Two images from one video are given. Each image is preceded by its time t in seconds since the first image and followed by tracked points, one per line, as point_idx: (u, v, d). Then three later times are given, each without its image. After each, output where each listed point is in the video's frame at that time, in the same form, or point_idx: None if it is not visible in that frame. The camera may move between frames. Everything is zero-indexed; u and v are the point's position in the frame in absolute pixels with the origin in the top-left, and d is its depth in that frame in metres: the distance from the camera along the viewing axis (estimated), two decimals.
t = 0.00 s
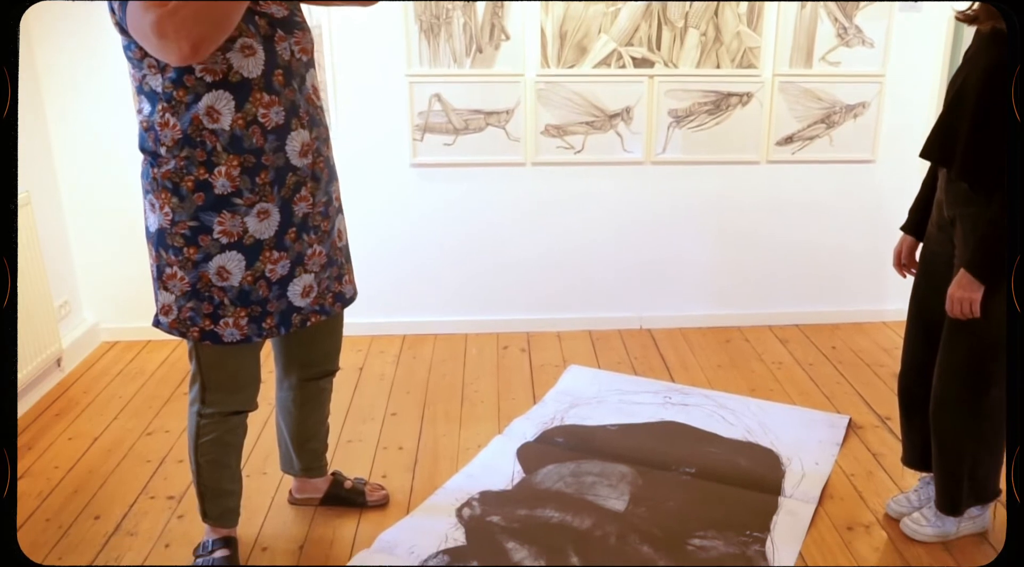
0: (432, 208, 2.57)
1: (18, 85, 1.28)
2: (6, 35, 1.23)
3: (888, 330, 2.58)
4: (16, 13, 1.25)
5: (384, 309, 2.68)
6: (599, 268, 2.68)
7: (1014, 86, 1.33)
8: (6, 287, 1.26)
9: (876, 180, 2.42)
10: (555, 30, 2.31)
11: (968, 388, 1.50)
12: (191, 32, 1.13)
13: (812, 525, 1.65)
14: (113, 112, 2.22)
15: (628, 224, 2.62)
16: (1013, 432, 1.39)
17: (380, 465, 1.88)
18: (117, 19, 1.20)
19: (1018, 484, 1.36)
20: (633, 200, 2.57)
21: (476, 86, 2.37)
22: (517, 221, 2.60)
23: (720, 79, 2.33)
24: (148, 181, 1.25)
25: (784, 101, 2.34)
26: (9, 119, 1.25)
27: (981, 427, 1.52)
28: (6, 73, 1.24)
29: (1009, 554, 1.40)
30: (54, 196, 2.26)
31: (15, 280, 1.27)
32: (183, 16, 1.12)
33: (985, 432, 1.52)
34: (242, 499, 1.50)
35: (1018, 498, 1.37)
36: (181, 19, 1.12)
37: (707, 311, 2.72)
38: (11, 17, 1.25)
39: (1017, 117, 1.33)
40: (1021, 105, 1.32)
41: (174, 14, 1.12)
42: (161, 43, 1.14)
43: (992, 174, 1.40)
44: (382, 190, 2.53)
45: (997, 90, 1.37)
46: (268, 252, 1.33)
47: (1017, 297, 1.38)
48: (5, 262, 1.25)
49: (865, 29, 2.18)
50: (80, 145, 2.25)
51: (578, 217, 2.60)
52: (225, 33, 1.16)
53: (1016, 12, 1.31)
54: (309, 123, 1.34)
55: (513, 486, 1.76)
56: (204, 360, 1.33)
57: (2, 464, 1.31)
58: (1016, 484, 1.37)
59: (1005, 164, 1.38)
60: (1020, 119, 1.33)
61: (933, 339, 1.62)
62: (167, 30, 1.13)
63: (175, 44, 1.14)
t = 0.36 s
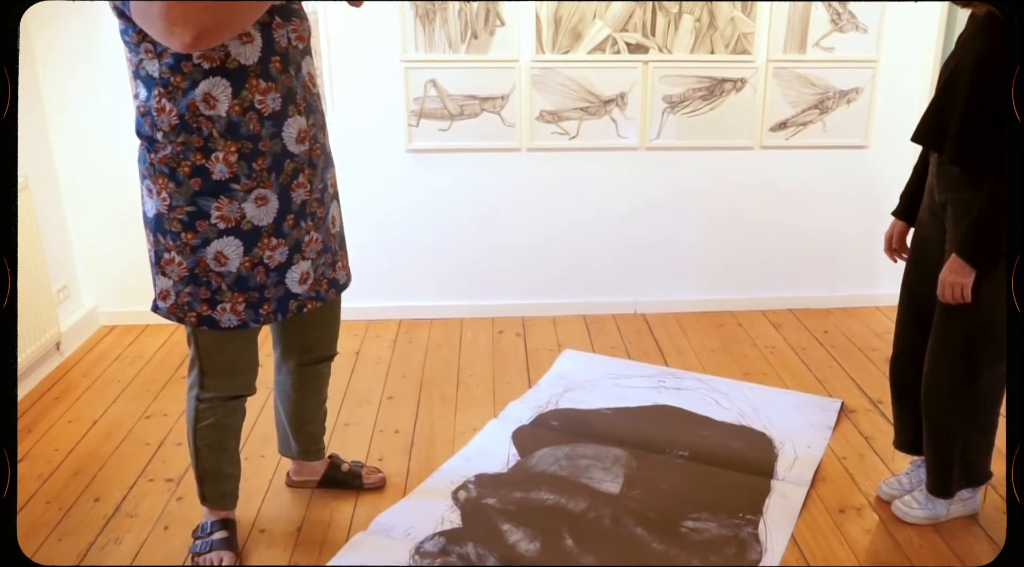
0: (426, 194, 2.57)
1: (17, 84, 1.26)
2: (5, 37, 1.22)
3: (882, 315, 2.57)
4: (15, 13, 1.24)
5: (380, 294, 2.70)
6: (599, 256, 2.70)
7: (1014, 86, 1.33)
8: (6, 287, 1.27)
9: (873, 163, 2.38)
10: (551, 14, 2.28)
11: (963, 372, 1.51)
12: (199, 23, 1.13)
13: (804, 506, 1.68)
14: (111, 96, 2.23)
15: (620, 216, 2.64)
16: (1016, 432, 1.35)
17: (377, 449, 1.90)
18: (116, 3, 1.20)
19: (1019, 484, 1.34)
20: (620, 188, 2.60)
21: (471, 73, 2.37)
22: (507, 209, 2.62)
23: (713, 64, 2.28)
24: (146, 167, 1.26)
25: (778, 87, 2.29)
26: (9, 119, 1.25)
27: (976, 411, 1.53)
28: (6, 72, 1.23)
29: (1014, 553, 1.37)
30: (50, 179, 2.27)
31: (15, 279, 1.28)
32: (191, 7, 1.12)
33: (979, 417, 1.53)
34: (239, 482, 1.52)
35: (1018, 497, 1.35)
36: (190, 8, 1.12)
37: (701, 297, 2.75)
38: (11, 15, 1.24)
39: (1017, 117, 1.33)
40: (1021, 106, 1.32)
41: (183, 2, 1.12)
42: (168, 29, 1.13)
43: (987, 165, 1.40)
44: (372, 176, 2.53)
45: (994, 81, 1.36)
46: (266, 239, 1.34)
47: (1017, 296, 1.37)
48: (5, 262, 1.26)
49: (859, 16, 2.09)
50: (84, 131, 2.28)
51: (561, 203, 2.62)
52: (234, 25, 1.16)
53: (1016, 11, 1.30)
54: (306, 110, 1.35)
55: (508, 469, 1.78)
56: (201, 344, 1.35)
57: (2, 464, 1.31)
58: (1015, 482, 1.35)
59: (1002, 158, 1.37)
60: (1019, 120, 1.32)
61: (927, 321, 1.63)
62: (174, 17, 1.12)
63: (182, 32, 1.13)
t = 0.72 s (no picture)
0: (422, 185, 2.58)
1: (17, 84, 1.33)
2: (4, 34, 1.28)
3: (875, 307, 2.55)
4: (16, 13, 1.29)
5: (377, 284, 2.73)
6: (592, 246, 2.72)
7: (1014, 84, 1.34)
8: (6, 286, 1.33)
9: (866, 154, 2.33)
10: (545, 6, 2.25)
11: (956, 360, 1.53)
12: (185, 23, 1.14)
13: (796, 494, 1.70)
14: (107, 85, 2.24)
15: (613, 210, 2.69)
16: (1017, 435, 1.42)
17: (373, 437, 1.91)
18: None
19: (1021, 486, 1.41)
20: (612, 182, 2.65)
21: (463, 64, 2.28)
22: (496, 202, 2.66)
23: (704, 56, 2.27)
24: (145, 157, 1.27)
25: (772, 78, 2.29)
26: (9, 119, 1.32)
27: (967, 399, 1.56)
28: (6, 73, 1.29)
29: (1015, 552, 1.44)
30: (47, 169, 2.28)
31: (15, 278, 1.34)
32: (181, 6, 1.13)
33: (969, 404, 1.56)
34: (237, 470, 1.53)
35: (1018, 497, 1.43)
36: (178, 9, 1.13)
37: (694, 287, 2.78)
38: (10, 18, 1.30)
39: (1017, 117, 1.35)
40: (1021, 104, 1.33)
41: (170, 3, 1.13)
42: (155, 27, 1.15)
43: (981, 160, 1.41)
44: (373, 165, 2.55)
45: (990, 78, 1.38)
46: (266, 230, 1.35)
47: (1017, 296, 1.40)
48: (6, 262, 1.32)
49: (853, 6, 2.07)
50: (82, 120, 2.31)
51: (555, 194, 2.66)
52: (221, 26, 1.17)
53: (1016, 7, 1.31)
54: (305, 102, 1.35)
55: (503, 457, 1.80)
56: (200, 334, 1.36)
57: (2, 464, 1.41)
58: (1016, 483, 1.43)
59: (997, 153, 1.38)
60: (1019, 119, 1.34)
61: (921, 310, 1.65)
62: (162, 17, 1.14)
63: (168, 31, 1.15)
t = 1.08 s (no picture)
0: (417, 175, 2.59)
1: (17, 84, 1.30)
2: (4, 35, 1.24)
3: (865, 295, 2.65)
4: (16, 13, 1.26)
5: (373, 274, 2.74)
6: (588, 237, 2.74)
7: (1014, 83, 1.34)
8: (6, 288, 1.29)
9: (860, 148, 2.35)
10: None
11: (949, 351, 1.55)
12: (188, 25, 1.15)
13: (789, 482, 1.72)
14: (102, 74, 2.23)
15: (608, 194, 2.69)
16: (1018, 434, 1.39)
17: (369, 426, 1.93)
18: None
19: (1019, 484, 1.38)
20: (608, 170, 2.65)
21: (460, 55, 2.30)
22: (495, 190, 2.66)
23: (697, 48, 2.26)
24: (143, 149, 1.27)
25: (766, 70, 2.25)
26: (9, 121, 1.28)
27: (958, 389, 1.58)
28: (6, 73, 1.26)
29: (1015, 552, 1.40)
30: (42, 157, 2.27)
31: (14, 281, 1.31)
32: (185, 7, 1.14)
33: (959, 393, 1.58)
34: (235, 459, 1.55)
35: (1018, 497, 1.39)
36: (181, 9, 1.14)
37: (688, 277, 2.80)
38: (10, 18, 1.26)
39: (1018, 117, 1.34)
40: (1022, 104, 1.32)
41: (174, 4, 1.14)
42: (159, 27, 1.15)
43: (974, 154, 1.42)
44: (366, 156, 2.55)
45: (987, 75, 1.38)
46: (263, 222, 1.36)
47: (1016, 295, 1.36)
48: (6, 263, 1.30)
49: None
50: (80, 108, 2.29)
51: (556, 183, 2.65)
52: (225, 27, 1.18)
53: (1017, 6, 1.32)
54: (302, 94, 1.36)
55: (499, 447, 1.82)
56: (199, 324, 1.37)
57: (3, 465, 1.37)
58: (1016, 483, 1.40)
59: (992, 148, 1.39)
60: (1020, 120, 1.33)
61: (911, 300, 1.67)
62: (166, 17, 1.15)
63: (171, 32, 1.16)
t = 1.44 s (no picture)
0: (411, 166, 2.59)
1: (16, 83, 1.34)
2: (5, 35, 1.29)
3: (857, 285, 2.68)
4: (15, 13, 1.30)
5: (368, 265, 2.74)
6: (585, 226, 2.75)
7: (1014, 84, 1.36)
8: (6, 287, 1.34)
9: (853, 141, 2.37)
10: None
11: (939, 341, 1.56)
12: (184, 26, 1.16)
13: (780, 471, 1.75)
14: (100, 66, 2.24)
15: (602, 186, 2.70)
16: (1017, 434, 1.49)
17: (365, 416, 1.95)
18: None
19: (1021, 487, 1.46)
20: (601, 160, 2.65)
21: (456, 46, 2.32)
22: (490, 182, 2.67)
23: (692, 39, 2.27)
24: (138, 140, 1.28)
25: (758, 61, 2.28)
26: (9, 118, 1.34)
27: (948, 378, 1.60)
28: (6, 73, 1.30)
29: (1015, 552, 1.46)
30: (39, 147, 2.27)
31: (13, 280, 1.35)
32: (181, 8, 1.14)
33: (949, 382, 1.60)
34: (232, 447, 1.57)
35: (1018, 497, 1.47)
36: (176, 11, 1.15)
37: (681, 266, 2.81)
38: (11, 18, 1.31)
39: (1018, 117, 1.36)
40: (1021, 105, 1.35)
41: (169, 6, 1.14)
42: (153, 27, 1.16)
43: (967, 148, 1.43)
44: (359, 146, 2.54)
45: (981, 69, 1.39)
46: (258, 214, 1.37)
47: (1017, 297, 1.40)
48: (5, 262, 1.35)
49: None
50: (75, 99, 2.30)
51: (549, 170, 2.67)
52: (220, 28, 1.19)
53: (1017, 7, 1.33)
54: (297, 88, 1.37)
55: (493, 436, 1.84)
56: (194, 314, 1.38)
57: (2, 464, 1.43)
58: (1016, 484, 1.47)
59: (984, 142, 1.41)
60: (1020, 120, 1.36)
61: (901, 290, 1.69)
62: (161, 19, 1.15)
63: (166, 33, 1.16)
